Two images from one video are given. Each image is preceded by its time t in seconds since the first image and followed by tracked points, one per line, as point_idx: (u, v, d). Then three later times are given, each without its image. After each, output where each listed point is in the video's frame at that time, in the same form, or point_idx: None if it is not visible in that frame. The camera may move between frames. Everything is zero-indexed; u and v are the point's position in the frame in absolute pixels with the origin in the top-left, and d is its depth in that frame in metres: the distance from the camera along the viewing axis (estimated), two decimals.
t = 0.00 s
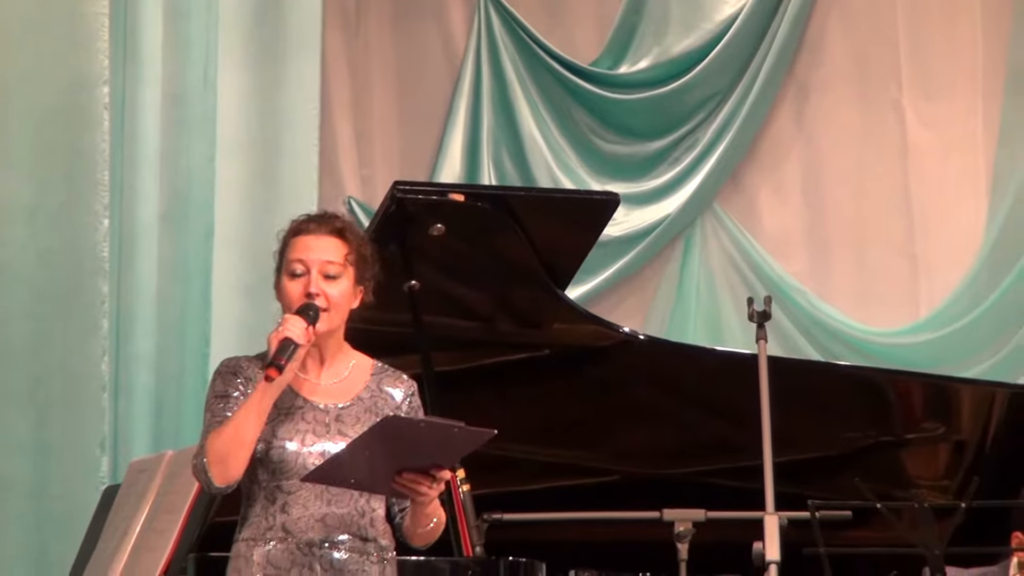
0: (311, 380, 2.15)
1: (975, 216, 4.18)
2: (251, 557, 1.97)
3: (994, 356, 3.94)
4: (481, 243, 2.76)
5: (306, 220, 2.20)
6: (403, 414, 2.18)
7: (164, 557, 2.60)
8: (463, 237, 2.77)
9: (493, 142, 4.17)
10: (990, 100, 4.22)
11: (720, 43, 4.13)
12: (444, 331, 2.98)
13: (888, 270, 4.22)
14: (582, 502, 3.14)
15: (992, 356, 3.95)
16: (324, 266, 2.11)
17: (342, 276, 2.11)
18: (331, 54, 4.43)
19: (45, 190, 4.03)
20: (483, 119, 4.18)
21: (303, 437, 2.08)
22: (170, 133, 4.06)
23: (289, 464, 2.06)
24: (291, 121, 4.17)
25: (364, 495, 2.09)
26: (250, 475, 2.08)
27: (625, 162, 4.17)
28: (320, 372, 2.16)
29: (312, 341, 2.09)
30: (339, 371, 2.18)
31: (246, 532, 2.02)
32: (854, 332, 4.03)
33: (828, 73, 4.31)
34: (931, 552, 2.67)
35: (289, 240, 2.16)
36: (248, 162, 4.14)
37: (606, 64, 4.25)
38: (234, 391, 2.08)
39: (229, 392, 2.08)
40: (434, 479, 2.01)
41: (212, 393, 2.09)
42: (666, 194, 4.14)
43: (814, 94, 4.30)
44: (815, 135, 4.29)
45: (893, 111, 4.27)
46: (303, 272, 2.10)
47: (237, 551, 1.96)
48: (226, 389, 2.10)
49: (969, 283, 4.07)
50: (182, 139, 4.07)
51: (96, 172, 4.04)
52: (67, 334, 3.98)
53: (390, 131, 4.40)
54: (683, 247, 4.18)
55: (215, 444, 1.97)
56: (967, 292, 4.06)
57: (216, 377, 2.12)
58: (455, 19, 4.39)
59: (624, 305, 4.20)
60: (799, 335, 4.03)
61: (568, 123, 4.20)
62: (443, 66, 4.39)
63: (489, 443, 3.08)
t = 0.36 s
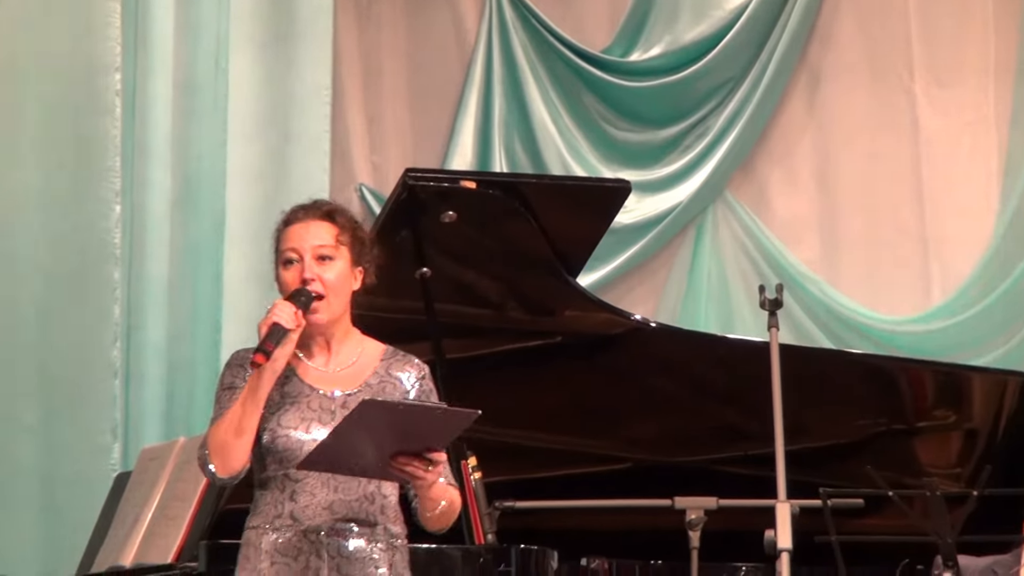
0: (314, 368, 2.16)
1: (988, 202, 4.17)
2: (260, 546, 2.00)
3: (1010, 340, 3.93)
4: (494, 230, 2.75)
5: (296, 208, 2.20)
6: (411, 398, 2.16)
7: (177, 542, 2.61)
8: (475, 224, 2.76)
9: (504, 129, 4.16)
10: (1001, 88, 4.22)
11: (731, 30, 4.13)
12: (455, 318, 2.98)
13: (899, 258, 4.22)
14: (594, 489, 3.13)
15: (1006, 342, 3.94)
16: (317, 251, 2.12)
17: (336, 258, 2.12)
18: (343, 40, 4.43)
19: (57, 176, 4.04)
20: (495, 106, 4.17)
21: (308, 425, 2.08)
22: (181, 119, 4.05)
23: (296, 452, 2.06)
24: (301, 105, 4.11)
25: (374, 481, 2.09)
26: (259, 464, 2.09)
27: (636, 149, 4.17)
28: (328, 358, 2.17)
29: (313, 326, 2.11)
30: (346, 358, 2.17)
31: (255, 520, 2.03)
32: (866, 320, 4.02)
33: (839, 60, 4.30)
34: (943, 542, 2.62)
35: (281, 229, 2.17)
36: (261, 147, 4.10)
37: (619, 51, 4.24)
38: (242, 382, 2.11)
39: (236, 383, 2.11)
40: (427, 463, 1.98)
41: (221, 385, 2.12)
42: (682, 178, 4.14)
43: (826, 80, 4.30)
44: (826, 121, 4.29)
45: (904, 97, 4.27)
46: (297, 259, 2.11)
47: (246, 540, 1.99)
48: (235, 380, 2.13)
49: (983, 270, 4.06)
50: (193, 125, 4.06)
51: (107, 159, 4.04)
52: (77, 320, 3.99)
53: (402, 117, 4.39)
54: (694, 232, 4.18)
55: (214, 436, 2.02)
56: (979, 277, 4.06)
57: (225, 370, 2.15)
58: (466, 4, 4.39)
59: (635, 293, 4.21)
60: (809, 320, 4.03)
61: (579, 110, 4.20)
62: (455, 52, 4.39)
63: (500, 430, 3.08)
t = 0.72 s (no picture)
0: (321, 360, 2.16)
1: (997, 196, 4.17)
2: (263, 538, 2.03)
3: (1018, 334, 3.93)
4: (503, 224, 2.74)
5: (316, 200, 2.22)
6: (417, 387, 2.16)
7: (187, 535, 2.59)
8: (484, 217, 2.75)
9: (514, 123, 4.16)
10: (1009, 81, 4.23)
11: (741, 23, 4.13)
12: (464, 312, 2.98)
13: (907, 250, 4.22)
14: (602, 482, 3.14)
15: (1014, 336, 3.94)
16: (332, 245, 2.13)
17: (351, 254, 2.13)
18: (353, 33, 4.42)
19: (66, 169, 4.03)
20: (504, 99, 4.17)
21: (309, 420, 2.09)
22: (192, 114, 4.08)
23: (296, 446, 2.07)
24: (311, 100, 4.18)
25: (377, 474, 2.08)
26: (267, 457, 2.11)
27: (646, 143, 4.18)
28: (335, 351, 2.18)
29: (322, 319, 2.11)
30: (352, 352, 2.18)
31: (260, 514, 2.05)
32: (874, 313, 4.02)
33: (848, 55, 4.31)
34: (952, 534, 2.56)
35: (299, 221, 2.18)
36: (273, 141, 4.15)
37: (628, 45, 4.25)
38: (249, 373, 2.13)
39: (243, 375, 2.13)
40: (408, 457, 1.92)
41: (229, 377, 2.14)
42: (694, 170, 4.14)
43: (836, 72, 4.31)
44: (836, 114, 4.29)
45: (912, 91, 4.27)
46: (312, 251, 2.12)
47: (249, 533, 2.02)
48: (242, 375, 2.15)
49: (991, 264, 4.04)
50: (204, 120, 4.07)
51: (117, 152, 4.03)
52: (85, 314, 3.98)
53: (412, 109, 4.40)
54: (704, 227, 4.19)
55: (215, 428, 2.04)
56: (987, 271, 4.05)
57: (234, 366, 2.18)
58: None
59: (644, 286, 4.22)
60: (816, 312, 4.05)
61: (589, 104, 4.20)
62: (464, 45, 4.39)
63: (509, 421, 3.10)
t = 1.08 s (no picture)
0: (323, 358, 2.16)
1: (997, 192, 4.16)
2: (264, 534, 2.02)
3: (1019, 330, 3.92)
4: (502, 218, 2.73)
5: (318, 197, 2.22)
6: (418, 386, 2.16)
7: (184, 533, 2.59)
8: (483, 213, 2.74)
9: (513, 120, 4.16)
10: (1008, 77, 4.22)
11: (741, 19, 4.12)
12: (464, 308, 2.98)
13: (908, 247, 4.22)
14: (602, 477, 3.13)
15: (1014, 333, 3.93)
16: (335, 242, 2.12)
17: (354, 250, 2.12)
18: (352, 30, 4.42)
19: (65, 166, 4.02)
20: (504, 97, 4.17)
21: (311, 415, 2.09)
22: (191, 110, 4.06)
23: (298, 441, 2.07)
24: (311, 96, 4.17)
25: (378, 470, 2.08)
26: (267, 453, 2.11)
27: (645, 139, 4.17)
28: (338, 349, 2.18)
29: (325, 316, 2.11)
30: (355, 349, 2.18)
31: (261, 509, 2.05)
32: (875, 310, 4.01)
33: (847, 53, 4.31)
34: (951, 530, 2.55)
35: (301, 218, 2.17)
36: (269, 137, 4.11)
37: (628, 42, 4.26)
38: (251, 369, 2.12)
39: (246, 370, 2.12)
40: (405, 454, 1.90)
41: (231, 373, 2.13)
42: (693, 167, 4.13)
43: (835, 69, 4.31)
44: (834, 110, 4.30)
45: (911, 87, 4.27)
46: (314, 248, 2.11)
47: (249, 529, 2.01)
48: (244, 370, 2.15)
49: (991, 261, 4.04)
50: (204, 116, 4.07)
51: (116, 149, 4.03)
52: (83, 312, 3.98)
53: (411, 105, 4.39)
54: (703, 223, 4.19)
55: (217, 421, 2.02)
56: (987, 268, 4.04)
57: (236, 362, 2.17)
58: None
59: (643, 283, 4.21)
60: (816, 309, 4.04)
61: (589, 100, 4.19)
62: (463, 42, 4.39)
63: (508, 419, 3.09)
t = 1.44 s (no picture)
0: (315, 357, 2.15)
1: (988, 192, 4.15)
2: (256, 535, 2.00)
3: (1011, 330, 3.92)
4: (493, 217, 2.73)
5: (310, 197, 2.21)
6: (411, 387, 2.17)
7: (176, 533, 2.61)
8: (474, 212, 2.74)
9: (505, 120, 4.16)
10: (1000, 77, 4.22)
11: (732, 18, 4.12)
12: (455, 307, 2.98)
13: (899, 246, 4.22)
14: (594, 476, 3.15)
15: (1005, 333, 3.93)
16: (328, 243, 2.12)
17: (347, 251, 2.13)
18: (344, 29, 4.42)
19: (56, 165, 4.04)
20: (495, 96, 4.17)
21: (305, 415, 2.08)
22: (182, 107, 4.05)
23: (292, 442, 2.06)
24: (302, 93, 4.15)
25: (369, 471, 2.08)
26: (258, 453, 2.09)
27: (636, 139, 4.17)
28: (329, 350, 2.17)
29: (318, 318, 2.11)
30: (346, 351, 2.17)
31: (251, 509, 2.03)
32: (867, 310, 4.02)
33: (838, 53, 4.31)
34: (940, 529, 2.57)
35: (294, 218, 2.17)
36: (260, 135, 4.10)
37: (619, 41, 4.24)
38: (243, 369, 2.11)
39: (237, 370, 2.11)
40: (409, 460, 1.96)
41: (222, 372, 2.11)
42: (685, 167, 4.13)
43: (827, 68, 4.31)
44: (826, 109, 4.30)
45: (903, 86, 4.27)
46: (308, 249, 2.11)
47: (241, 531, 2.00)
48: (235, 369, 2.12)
49: (982, 261, 4.04)
50: (194, 114, 4.05)
51: (107, 149, 4.04)
52: (75, 311, 3.99)
53: (403, 104, 4.39)
54: (695, 222, 4.19)
55: (212, 422, 2.01)
56: (978, 269, 4.04)
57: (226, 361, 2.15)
58: None
59: (635, 282, 4.22)
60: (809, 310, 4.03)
61: (580, 100, 4.19)
62: (455, 41, 4.39)
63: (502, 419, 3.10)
